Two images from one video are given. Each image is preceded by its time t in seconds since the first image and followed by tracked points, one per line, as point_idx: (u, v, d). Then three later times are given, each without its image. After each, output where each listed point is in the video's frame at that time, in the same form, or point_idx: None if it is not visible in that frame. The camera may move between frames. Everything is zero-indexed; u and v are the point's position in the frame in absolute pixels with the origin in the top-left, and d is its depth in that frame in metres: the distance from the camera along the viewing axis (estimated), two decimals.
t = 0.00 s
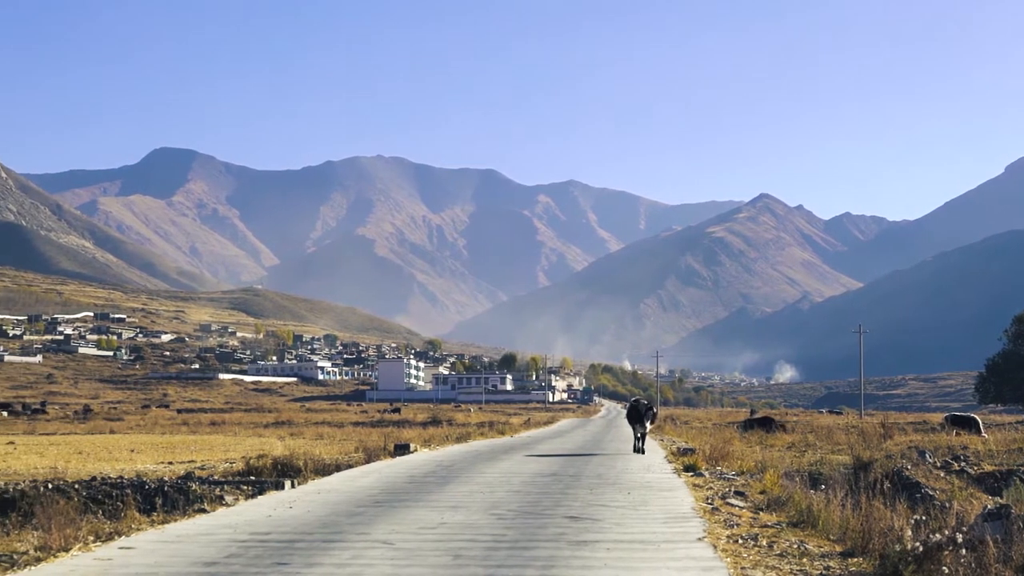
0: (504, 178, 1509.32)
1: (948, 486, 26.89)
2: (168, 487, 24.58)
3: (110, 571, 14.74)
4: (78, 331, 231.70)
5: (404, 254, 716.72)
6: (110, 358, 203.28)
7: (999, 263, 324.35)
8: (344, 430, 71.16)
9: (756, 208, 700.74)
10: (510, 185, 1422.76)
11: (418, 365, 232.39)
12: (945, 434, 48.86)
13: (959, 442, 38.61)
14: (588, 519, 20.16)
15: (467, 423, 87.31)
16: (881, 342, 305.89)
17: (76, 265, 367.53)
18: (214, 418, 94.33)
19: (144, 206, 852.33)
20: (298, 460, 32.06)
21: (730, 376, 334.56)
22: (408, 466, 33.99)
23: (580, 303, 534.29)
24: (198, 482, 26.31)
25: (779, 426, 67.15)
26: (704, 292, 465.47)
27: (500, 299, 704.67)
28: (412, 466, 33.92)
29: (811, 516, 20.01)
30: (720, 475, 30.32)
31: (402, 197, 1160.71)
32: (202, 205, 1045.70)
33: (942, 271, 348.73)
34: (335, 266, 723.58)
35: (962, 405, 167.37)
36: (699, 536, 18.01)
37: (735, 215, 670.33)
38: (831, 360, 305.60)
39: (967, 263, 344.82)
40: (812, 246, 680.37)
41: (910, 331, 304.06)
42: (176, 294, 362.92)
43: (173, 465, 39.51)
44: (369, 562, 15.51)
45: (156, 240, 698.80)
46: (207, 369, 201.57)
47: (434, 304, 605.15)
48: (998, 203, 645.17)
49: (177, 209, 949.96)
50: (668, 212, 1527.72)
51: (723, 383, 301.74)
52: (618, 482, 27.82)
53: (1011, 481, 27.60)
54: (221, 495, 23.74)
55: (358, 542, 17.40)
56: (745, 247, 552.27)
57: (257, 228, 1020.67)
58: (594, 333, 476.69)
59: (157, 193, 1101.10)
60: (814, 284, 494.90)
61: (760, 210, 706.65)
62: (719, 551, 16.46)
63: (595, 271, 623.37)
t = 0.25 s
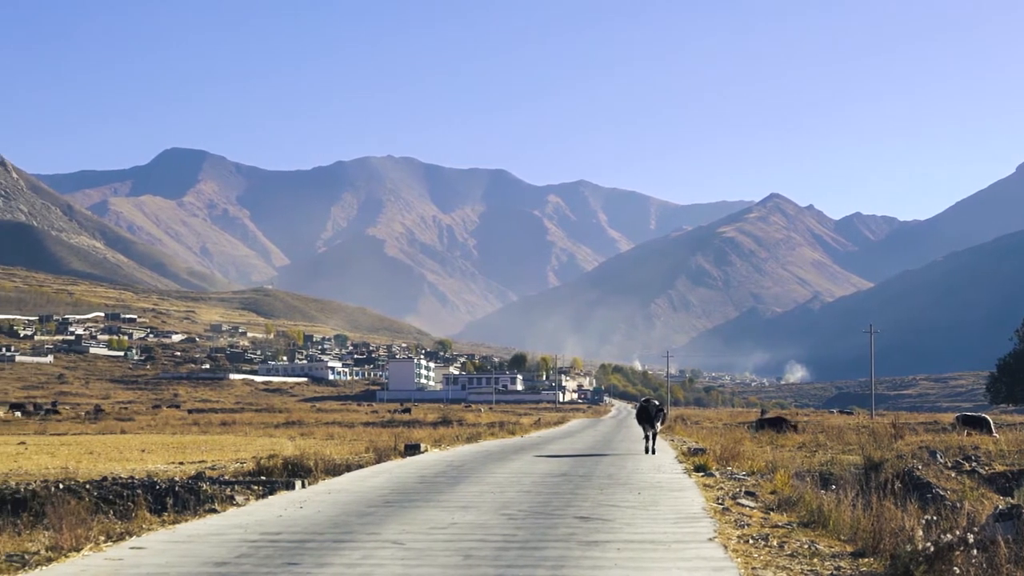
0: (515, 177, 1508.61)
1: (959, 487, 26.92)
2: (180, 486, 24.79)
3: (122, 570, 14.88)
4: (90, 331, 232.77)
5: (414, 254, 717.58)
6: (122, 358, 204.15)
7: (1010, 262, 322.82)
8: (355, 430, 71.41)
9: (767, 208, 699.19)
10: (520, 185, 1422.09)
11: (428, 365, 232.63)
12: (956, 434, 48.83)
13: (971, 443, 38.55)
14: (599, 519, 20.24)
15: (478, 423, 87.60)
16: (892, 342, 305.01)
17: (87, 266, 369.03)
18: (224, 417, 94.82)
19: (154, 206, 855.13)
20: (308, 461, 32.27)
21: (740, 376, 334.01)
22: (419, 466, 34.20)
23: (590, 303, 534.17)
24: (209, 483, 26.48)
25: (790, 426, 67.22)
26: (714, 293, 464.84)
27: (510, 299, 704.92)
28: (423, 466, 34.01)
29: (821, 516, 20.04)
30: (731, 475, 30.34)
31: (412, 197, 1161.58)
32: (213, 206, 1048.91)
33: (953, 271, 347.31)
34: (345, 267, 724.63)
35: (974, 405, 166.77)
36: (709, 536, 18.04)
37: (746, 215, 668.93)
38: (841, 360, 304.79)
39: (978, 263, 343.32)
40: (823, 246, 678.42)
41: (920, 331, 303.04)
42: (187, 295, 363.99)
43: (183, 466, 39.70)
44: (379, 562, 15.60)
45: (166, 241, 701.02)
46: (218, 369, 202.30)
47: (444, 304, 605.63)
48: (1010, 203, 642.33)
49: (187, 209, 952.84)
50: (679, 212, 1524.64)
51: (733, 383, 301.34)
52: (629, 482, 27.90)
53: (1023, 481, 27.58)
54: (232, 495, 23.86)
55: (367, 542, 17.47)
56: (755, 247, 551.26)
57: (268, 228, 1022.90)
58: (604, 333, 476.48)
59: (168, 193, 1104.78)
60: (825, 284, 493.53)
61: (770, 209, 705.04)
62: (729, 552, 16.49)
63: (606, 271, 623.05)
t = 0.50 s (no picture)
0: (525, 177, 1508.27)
1: (971, 487, 26.83)
2: (191, 485, 24.90)
3: (135, 570, 14.96)
4: (101, 332, 233.86)
5: (425, 255, 718.48)
6: (133, 358, 205.12)
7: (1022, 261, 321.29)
8: (366, 430, 71.78)
9: (777, 207, 697.50)
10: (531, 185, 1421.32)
11: (439, 365, 232.91)
12: (967, 434, 48.75)
13: (982, 443, 38.52)
14: (609, 519, 20.28)
15: (488, 424, 87.83)
16: (903, 342, 304.06)
17: (99, 266, 370.50)
18: (236, 418, 95.20)
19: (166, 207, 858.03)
20: (320, 461, 32.37)
21: (751, 376, 333.38)
22: (431, 466, 34.29)
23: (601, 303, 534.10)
24: (221, 483, 26.60)
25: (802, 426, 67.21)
26: (725, 293, 464.12)
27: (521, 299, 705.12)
28: (434, 466, 34.09)
29: (833, 516, 20.01)
30: (743, 475, 30.34)
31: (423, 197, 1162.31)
32: (224, 206, 1051.90)
33: (964, 270, 345.90)
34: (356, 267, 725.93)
35: (985, 405, 166.17)
36: (720, 537, 18.04)
37: (756, 215, 667.62)
38: (853, 360, 303.94)
39: (989, 262, 341.86)
40: (834, 247, 675.92)
41: (932, 330, 301.95)
42: (198, 295, 365.17)
43: (195, 465, 39.92)
44: (390, 562, 15.66)
45: (177, 241, 703.21)
46: (229, 369, 203.13)
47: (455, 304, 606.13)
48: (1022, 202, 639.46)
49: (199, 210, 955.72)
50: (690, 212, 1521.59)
51: (744, 383, 300.80)
52: (639, 482, 27.96)
53: None
54: (243, 495, 23.94)
55: (380, 543, 17.55)
56: (766, 246, 550.11)
57: (279, 229, 1025.35)
58: (615, 333, 476.33)
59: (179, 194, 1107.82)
60: (836, 284, 492.17)
61: (781, 209, 703.40)
62: (739, 553, 16.52)
63: (616, 272, 622.96)
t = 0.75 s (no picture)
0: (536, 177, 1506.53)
1: (982, 487, 26.81)
2: (202, 486, 24.99)
3: (148, 568, 15.07)
4: (113, 332, 234.59)
5: (435, 254, 718.68)
6: (144, 358, 205.68)
7: None
8: (377, 430, 71.84)
9: (788, 207, 695.74)
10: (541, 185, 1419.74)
11: (450, 365, 232.97)
12: (980, 434, 48.53)
13: (995, 443, 38.38)
14: (621, 519, 20.31)
15: (499, 423, 87.80)
16: (915, 342, 303.03)
17: (110, 266, 371.49)
18: (247, 418, 95.43)
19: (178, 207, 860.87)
20: (331, 461, 32.44)
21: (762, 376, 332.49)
22: (441, 466, 34.29)
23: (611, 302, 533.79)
24: (232, 482, 26.71)
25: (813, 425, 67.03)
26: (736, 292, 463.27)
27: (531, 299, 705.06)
28: (445, 466, 34.16)
29: (845, 517, 19.97)
30: (754, 475, 30.32)
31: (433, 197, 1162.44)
32: (235, 206, 1054.09)
33: (976, 270, 344.46)
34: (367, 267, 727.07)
35: (997, 405, 165.34)
36: (732, 536, 18.03)
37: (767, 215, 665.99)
38: (864, 361, 302.99)
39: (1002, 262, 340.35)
40: (845, 246, 673.57)
41: (944, 331, 300.85)
42: (209, 295, 365.90)
43: (206, 465, 40.03)
44: (402, 560, 15.73)
45: (189, 241, 705.02)
46: (240, 369, 203.58)
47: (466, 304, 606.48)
48: None
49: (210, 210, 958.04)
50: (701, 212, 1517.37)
51: (755, 383, 300.04)
52: (651, 482, 27.96)
53: None
54: (254, 495, 24.01)
55: (391, 541, 17.59)
56: (777, 246, 548.89)
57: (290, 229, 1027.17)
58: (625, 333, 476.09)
59: (191, 193, 1110.57)
60: (847, 284, 490.96)
61: (791, 208, 701.63)
62: (751, 552, 16.53)
63: (627, 271, 622.44)
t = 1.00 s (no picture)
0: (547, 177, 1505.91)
1: (994, 487, 26.72)
2: (214, 486, 25.13)
3: (160, 570, 15.17)
4: (125, 332, 235.50)
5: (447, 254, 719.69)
6: (156, 358, 206.60)
7: None
8: (388, 430, 72.19)
9: (801, 207, 694.00)
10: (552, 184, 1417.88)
11: (461, 365, 233.14)
12: (992, 433, 48.43)
13: (1009, 443, 38.17)
14: (633, 518, 20.31)
15: (511, 424, 88.01)
16: (928, 342, 301.97)
17: (122, 266, 372.68)
18: (259, 418, 95.86)
19: (189, 207, 863.23)
20: (343, 461, 32.51)
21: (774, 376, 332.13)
22: (454, 466, 34.39)
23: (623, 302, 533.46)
24: (244, 483, 26.83)
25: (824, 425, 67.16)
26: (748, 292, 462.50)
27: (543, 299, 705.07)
28: (457, 465, 34.31)
29: (858, 517, 19.92)
30: (764, 475, 30.32)
31: (445, 197, 1162.63)
32: (247, 207, 1056.67)
33: (989, 269, 342.63)
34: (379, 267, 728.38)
35: (1010, 405, 164.58)
36: (744, 536, 18.03)
37: (779, 215, 664.57)
38: (878, 360, 302.05)
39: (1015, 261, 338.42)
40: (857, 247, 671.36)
41: (957, 330, 299.53)
42: (221, 295, 366.99)
43: (219, 465, 40.17)
44: (413, 563, 15.70)
45: (200, 242, 706.97)
46: (252, 370, 204.41)
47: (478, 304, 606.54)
48: None
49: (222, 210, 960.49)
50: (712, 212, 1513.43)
51: (767, 383, 299.85)
52: (663, 482, 27.98)
53: None
54: (266, 496, 24.10)
55: (402, 541, 17.64)
56: (789, 246, 547.32)
57: (302, 230, 1029.49)
58: (637, 333, 476.02)
59: (202, 193, 1113.51)
60: (860, 284, 489.43)
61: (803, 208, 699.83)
62: (762, 552, 16.53)
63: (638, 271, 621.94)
